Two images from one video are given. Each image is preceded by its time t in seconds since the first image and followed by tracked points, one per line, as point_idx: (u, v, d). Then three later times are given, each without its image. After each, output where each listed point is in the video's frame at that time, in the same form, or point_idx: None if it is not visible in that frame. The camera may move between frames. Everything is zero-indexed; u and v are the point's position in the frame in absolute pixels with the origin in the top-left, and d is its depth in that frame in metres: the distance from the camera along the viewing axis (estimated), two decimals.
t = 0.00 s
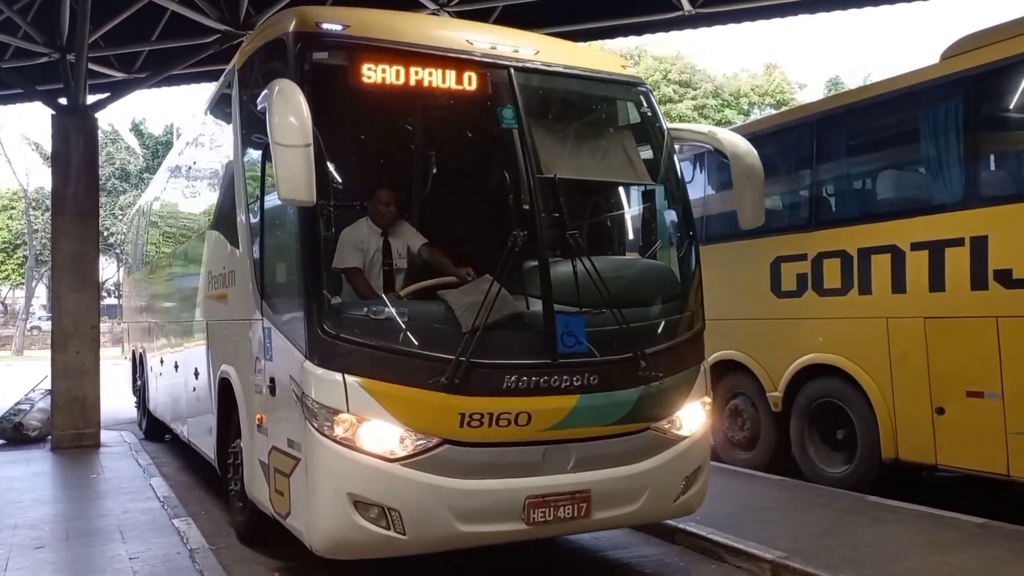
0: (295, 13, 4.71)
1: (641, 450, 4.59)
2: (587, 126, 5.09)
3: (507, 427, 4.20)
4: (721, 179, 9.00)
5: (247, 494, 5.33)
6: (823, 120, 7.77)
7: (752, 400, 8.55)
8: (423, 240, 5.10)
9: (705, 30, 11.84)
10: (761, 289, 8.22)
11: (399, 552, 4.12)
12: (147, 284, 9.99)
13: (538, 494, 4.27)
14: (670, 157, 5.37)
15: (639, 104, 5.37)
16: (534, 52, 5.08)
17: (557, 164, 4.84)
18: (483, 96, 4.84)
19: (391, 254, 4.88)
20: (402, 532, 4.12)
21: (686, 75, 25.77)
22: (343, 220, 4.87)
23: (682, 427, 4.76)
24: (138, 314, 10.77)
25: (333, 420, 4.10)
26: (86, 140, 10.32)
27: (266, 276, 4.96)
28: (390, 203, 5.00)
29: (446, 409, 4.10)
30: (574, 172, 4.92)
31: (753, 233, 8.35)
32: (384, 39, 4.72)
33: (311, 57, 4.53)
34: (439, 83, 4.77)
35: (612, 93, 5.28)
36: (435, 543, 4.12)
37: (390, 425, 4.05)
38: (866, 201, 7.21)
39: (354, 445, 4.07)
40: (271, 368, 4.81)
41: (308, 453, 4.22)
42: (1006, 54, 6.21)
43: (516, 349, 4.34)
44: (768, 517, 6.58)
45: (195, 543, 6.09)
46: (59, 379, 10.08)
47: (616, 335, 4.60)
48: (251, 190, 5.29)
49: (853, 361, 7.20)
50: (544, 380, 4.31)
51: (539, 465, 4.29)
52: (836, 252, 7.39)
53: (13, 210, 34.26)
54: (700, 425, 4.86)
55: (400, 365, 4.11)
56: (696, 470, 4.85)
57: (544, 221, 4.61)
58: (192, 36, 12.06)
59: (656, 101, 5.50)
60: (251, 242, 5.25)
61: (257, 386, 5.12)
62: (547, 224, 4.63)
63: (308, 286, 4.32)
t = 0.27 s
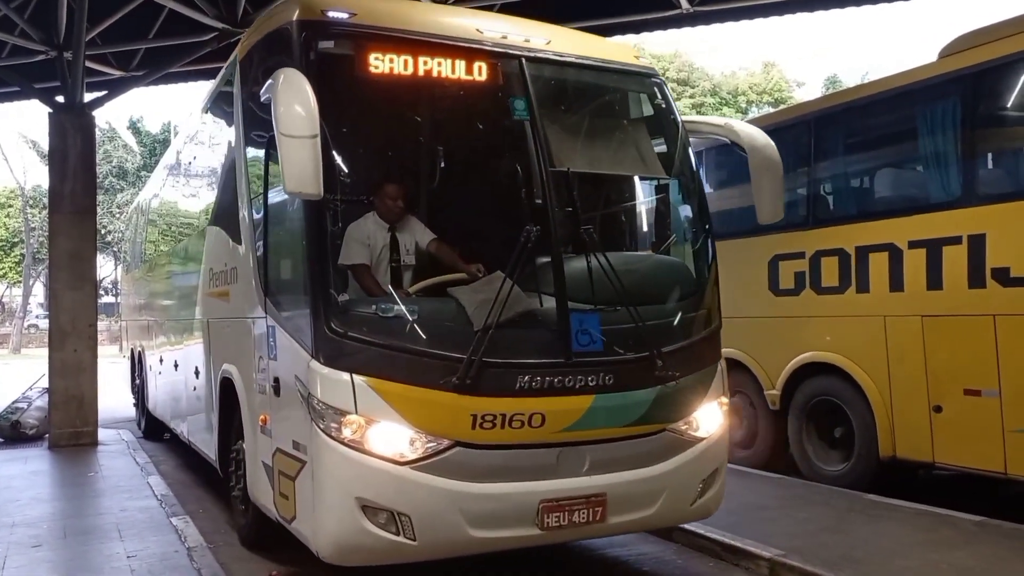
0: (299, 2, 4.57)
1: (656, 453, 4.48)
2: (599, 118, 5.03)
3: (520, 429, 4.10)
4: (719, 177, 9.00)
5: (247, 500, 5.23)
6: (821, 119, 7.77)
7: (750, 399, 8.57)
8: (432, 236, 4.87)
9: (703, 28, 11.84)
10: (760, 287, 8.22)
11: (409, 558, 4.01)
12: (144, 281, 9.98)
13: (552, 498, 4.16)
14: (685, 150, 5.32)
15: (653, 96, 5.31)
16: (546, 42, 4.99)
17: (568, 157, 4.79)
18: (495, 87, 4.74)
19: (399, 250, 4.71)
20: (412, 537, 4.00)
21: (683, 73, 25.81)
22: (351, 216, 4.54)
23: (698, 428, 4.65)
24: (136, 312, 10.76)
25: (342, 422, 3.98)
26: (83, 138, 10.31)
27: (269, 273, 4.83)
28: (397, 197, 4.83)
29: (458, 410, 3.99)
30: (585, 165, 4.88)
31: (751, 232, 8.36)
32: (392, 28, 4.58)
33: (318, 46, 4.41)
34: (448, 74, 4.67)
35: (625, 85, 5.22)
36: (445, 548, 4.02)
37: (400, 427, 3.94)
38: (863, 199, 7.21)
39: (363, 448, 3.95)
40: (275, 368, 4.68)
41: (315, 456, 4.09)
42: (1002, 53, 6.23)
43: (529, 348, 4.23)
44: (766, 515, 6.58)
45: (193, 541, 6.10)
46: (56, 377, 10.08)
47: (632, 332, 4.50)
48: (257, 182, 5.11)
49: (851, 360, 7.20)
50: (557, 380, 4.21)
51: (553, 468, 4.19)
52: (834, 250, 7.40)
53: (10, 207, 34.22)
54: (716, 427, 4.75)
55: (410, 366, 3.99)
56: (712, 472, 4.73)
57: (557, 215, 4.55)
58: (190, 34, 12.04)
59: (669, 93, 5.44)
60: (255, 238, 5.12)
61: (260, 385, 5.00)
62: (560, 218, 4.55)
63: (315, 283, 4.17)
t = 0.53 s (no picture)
0: None
1: (675, 456, 4.30)
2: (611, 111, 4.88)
3: (536, 432, 3.91)
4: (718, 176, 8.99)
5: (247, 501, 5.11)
6: (819, 118, 7.77)
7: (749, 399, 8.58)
8: (441, 232, 4.67)
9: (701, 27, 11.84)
10: (759, 287, 8.21)
11: (420, 566, 3.84)
12: (142, 281, 9.96)
13: (568, 504, 3.97)
14: (701, 145, 5.12)
15: (668, 89, 5.14)
16: (560, 32, 4.82)
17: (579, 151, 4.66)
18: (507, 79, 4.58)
19: (407, 247, 4.47)
20: (423, 545, 3.82)
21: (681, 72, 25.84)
22: (358, 211, 4.32)
23: (717, 430, 4.47)
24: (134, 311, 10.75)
25: (350, 425, 3.79)
26: (81, 137, 10.29)
27: (274, 270, 4.65)
28: (406, 193, 4.59)
29: (471, 413, 3.80)
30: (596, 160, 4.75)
31: (751, 230, 8.34)
32: (402, 17, 4.43)
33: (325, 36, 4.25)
34: (459, 65, 4.51)
35: (639, 78, 5.04)
36: (457, 556, 3.83)
37: (411, 430, 3.75)
38: (861, 198, 7.20)
39: (373, 452, 3.77)
40: (279, 368, 4.50)
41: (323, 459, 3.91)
42: (999, 53, 6.24)
43: (546, 348, 4.04)
44: (765, 515, 6.55)
45: (190, 541, 6.08)
46: (54, 376, 10.05)
47: (651, 333, 4.30)
48: (258, 180, 4.95)
49: (851, 359, 7.19)
50: (575, 381, 4.02)
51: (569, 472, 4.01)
52: (832, 249, 7.40)
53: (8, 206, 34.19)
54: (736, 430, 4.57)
55: (422, 367, 3.80)
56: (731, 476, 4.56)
57: (572, 211, 4.37)
58: (188, 33, 12.03)
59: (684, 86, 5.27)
60: (257, 235, 4.92)
61: (264, 386, 4.84)
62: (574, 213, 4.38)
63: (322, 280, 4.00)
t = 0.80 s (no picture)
0: None
1: (695, 462, 4.15)
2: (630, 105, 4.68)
3: (551, 437, 3.77)
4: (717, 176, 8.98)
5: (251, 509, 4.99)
6: (818, 119, 7.77)
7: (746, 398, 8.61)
8: (453, 229, 4.45)
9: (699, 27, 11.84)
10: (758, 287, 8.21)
11: None
12: (140, 281, 9.94)
13: (584, 511, 3.84)
14: (718, 141, 4.92)
15: (684, 83, 4.94)
16: (575, 24, 4.65)
17: (596, 146, 4.44)
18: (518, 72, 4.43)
19: (417, 244, 4.25)
20: (435, 553, 3.68)
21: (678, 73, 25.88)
22: (367, 207, 4.11)
23: (737, 436, 4.31)
24: (132, 311, 10.74)
25: (360, 430, 3.66)
26: (78, 137, 10.27)
27: (281, 269, 4.53)
28: (416, 187, 4.43)
29: (485, 417, 3.66)
30: (614, 155, 4.54)
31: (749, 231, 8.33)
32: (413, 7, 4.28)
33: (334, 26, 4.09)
34: (472, 56, 4.35)
35: (654, 70, 4.83)
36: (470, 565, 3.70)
37: (424, 435, 3.61)
38: (859, 199, 7.20)
39: (384, 457, 3.63)
40: (286, 369, 4.36)
41: (332, 465, 3.78)
42: (995, 53, 6.26)
43: (561, 350, 3.90)
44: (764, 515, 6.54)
45: (188, 541, 6.09)
46: (52, 376, 10.04)
47: (668, 334, 4.16)
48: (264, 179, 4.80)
49: (849, 360, 7.21)
50: (591, 384, 3.88)
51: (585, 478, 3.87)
52: (829, 249, 7.40)
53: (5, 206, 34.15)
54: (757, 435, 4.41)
55: (434, 370, 3.67)
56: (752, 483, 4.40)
57: (587, 207, 4.20)
58: (186, 32, 12.02)
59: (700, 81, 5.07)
60: (263, 235, 4.78)
61: (270, 388, 4.68)
62: (590, 210, 4.19)
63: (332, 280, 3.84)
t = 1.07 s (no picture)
0: None
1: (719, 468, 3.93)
2: (647, 99, 4.51)
3: (569, 441, 3.59)
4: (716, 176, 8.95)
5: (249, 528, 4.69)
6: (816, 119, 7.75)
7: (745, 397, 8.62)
8: (465, 226, 4.21)
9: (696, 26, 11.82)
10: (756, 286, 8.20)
11: None
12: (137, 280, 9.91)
13: (604, 519, 3.64)
14: (738, 135, 4.73)
15: (702, 76, 4.75)
16: (591, 15, 4.48)
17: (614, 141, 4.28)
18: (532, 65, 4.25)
19: (427, 241, 4.04)
20: (449, 563, 3.51)
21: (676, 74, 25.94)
22: (376, 202, 3.90)
23: (761, 441, 4.08)
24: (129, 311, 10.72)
25: (370, 433, 3.49)
26: (75, 137, 10.24)
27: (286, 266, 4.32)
28: (428, 182, 4.21)
29: (501, 421, 3.48)
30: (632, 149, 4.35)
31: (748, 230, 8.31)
32: None
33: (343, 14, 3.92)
34: (485, 47, 4.19)
35: (669, 62, 4.65)
36: None
37: (436, 439, 3.44)
38: (857, 199, 7.18)
39: (396, 462, 3.46)
40: (291, 370, 4.17)
41: (340, 470, 3.61)
42: (991, 53, 6.27)
43: (579, 351, 3.72)
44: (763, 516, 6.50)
45: (186, 541, 6.07)
46: (48, 376, 10.01)
47: (690, 335, 3.96)
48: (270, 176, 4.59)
49: (846, 360, 7.20)
50: (611, 386, 3.69)
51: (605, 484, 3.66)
52: (826, 249, 7.39)
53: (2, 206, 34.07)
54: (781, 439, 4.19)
55: (446, 371, 3.49)
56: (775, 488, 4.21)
57: (606, 203, 4.03)
58: (183, 31, 11.98)
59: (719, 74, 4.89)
60: (268, 234, 4.57)
61: (274, 391, 4.47)
62: (609, 207, 4.02)
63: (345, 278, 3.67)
